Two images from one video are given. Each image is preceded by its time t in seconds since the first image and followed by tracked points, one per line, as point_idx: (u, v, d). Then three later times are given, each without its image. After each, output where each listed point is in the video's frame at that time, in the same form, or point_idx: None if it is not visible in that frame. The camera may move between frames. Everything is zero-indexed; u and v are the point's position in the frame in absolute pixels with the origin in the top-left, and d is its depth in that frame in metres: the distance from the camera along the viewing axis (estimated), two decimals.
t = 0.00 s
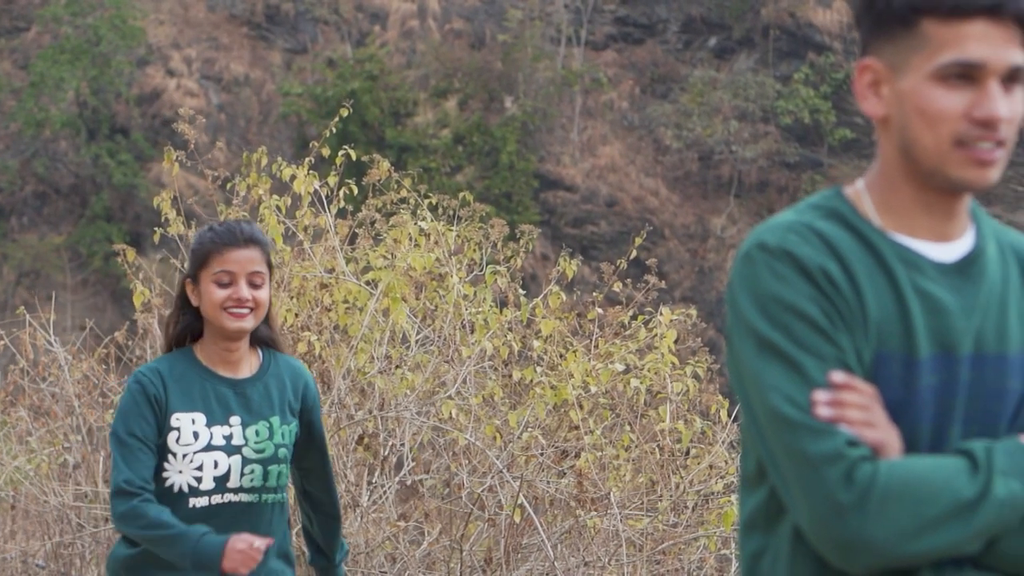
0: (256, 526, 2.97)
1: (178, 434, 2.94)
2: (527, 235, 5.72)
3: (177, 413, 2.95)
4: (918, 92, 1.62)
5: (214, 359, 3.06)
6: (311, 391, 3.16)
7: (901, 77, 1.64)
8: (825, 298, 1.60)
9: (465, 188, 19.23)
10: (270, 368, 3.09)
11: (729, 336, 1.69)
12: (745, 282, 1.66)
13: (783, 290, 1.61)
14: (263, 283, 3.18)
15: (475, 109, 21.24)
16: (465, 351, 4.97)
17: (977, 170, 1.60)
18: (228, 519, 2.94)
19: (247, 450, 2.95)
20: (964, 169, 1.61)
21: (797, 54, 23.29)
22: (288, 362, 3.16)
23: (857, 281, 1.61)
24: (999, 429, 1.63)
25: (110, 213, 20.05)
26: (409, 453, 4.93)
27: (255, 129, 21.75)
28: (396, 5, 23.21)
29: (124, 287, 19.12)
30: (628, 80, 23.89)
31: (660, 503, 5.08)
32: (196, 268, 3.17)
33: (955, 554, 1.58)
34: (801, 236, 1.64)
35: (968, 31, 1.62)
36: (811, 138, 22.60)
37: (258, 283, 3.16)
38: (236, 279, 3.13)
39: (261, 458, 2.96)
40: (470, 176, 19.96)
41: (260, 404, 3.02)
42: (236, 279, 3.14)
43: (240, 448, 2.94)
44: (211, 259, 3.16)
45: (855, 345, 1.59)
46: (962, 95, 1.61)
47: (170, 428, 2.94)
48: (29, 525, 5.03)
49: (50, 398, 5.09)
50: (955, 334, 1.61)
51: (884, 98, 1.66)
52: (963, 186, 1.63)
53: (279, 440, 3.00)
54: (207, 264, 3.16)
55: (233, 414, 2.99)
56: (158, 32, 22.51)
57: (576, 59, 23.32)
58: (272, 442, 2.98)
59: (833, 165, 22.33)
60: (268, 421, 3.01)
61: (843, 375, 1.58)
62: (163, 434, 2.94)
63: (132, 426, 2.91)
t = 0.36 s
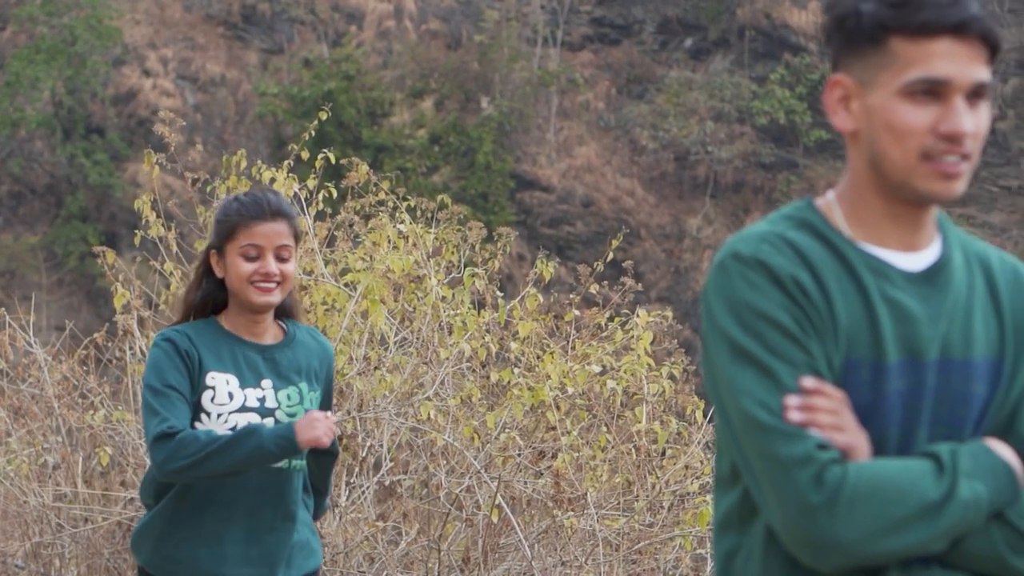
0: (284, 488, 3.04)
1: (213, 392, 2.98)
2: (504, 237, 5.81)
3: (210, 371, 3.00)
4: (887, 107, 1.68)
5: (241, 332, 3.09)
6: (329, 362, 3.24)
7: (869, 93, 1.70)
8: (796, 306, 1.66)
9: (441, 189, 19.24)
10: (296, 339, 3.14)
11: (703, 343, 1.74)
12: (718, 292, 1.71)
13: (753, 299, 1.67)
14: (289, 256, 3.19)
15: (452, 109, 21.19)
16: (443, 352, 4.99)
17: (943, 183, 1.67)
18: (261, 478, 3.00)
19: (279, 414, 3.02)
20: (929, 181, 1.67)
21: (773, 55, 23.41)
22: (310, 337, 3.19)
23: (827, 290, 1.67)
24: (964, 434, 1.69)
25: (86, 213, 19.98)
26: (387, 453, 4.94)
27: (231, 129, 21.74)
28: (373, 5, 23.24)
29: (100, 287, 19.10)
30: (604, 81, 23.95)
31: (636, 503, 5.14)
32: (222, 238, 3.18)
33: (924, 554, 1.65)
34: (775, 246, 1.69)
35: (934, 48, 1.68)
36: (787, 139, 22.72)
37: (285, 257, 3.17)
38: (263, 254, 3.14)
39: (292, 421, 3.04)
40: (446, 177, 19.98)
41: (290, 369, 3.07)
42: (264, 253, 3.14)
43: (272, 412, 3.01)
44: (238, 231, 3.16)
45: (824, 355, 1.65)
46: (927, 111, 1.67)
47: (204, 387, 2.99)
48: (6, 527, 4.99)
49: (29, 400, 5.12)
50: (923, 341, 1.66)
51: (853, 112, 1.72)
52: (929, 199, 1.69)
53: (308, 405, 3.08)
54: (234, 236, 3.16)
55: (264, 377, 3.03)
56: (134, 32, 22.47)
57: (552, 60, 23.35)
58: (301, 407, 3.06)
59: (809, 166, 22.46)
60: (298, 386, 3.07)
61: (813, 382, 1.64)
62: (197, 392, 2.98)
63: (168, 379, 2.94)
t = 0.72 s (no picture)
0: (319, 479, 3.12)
1: (246, 382, 3.07)
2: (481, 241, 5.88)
3: (242, 362, 3.08)
4: (854, 122, 1.81)
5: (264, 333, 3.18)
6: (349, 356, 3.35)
7: (838, 108, 1.83)
8: (768, 314, 1.78)
9: (418, 190, 19.26)
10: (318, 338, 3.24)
11: (676, 352, 1.86)
12: (692, 301, 1.83)
13: (725, 309, 1.79)
14: (314, 256, 3.27)
15: (428, 110, 21.14)
16: (421, 355, 5.05)
17: (909, 196, 1.80)
18: (295, 468, 3.06)
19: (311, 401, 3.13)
20: (896, 194, 1.80)
21: (749, 56, 23.43)
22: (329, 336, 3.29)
23: (796, 303, 1.79)
24: (928, 438, 1.82)
25: (61, 213, 19.93)
26: (365, 454, 4.97)
27: (207, 129, 21.72)
28: (350, 5, 23.23)
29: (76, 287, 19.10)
30: (579, 82, 24.01)
31: (612, 504, 5.23)
32: (248, 237, 3.24)
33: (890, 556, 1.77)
34: (746, 258, 1.81)
35: (900, 65, 1.81)
36: (761, 140, 22.70)
37: (310, 258, 3.25)
38: (289, 255, 3.21)
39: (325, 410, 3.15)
40: (422, 177, 19.95)
41: (318, 358, 3.19)
42: (289, 254, 3.22)
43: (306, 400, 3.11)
44: (264, 231, 3.23)
45: (789, 366, 1.77)
46: (894, 126, 1.80)
47: (237, 377, 3.07)
48: None
49: (8, 403, 5.38)
50: (889, 348, 1.79)
51: (823, 126, 1.85)
52: (895, 212, 1.82)
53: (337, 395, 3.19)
54: (260, 236, 3.23)
55: (295, 365, 3.14)
56: (109, 32, 22.40)
57: (528, 61, 23.38)
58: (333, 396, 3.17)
59: (784, 167, 22.56)
60: (327, 375, 3.19)
61: (782, 390, 1.76)
62: (230, 383, 3.07)
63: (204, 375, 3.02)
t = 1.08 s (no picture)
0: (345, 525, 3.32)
1: (267, 431, 3.23)
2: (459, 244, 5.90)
3: (263, 411, 3.26)
4: (822, 135, 2.08)
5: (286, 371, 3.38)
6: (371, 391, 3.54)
7: (806, 122, 2.10)
8: (738, 323, 2.05)
9: (395, 191, 19.26)
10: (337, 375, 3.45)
11: (654, 361, 2.14)
12: (666, 310, 2.11)
13: (694, 319, 2.06)
14: (335, 289, 3.48)
15: (403, 110, 21.06)
16: (398, 357, 5.15)
17: (875, 208, 2.06)
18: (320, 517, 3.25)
19: (336, 446, 3.29)
20: (862, 206, 2.06)
21: (724, 56, 23.40)
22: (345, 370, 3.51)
23: (762, 317, 2.06)
24: (893, 441, 2.09)
25: (36, 213, 19.80)
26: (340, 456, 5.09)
27: (182, 129, 21.68)
28: (324, 5, 23.24)
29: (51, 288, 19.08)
30: (555, 83, 24.09)
31: (588, 505, 5.47)
32: (269, 274, 3.45)
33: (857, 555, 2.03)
34: (714, 272, 2.08)
35: (866, 82, 2.08)
36: (737, 140, 22.72)
37: (330, 293, 3.45)
38: (308, 292, 3.42)
39: (350, 454, 3.31)
40: (398, 177, 19.88)
41: (339, 400, 3.37)
42: (310, 289, 3.42)
43: (329, 444, 3.27)
44: (285, 267, 3.44)
45: (754, 373, 2.03)
46: (861, 140, 2.06)
47: (257, 426, 3.24)
48: None
49: None
50: (855, 356, 2.05)
51: (791, 140, 2.12)
52: (862, 222, 2.08)
53: (361, 438, 3.35)
54: (281, 272, 3.44)
55: (316, 411, 3.30)
56: (84, 32, 22.31)
57: (504, 62, 23.39)
58: (356, 439, 3.33)
59: (760, 168, 22.69)
60: (349, 419, 3.35)
61: (747, 390, 2.02)
62: (250, 433, 3.24)
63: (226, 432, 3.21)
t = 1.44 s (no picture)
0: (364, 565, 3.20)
1: (284, 471, 3.13)
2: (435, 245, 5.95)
3: (279, 451, 3.16)
4: (791, 147, 2.14)
5: (307, 394, 3.30)
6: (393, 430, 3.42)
7: (775, 135, 2.16)
8: (708, 329, 2.11)
9: (370, 191, 19.23)
10: (352, 403, 3.37)
11: (627, 364, 2.20)
12: (638, 315, 2.17)
13: (665, 324, 2.13)
14: (354, 311, 3.45)
15: (379, 111, 21.05)
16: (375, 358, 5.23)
17: (841, 216, 2.13)
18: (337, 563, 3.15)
19: (352, 488, 3.18)
20: (830, 215, 2.13)
21: (699, 56, 23.45)
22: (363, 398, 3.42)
23: (731, 323, 2.12)
24: (859, 443, 2.16)
25: (10, 214, 19.73)
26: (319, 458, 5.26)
27: (157, 130, 21.63)
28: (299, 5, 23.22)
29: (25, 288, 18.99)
30: (531, 83, 24.11)
31: (564, 505, 5.50)
32: (288, 299, 3.42)
33: (822, 554, 2.09)
34: (686, 277, 2.15)
35: (833, 95, 2.14)
36: (712, 140, 22.83)
37: (351, 312, 3.42)
38: (329, 311, 3.39)
39: (366, 495, 3.20)
40: (374, 178, 19.84)
41: (355, 437, 3.27)
42: (330, 309, 3.39)
43: (345, 485, 3.17)
44: (303, 290, 3.41)
45: (723, 378, 2.09)
46: (828, 151, 2.13)
47: (273, 466, 3.14)
48: None
49: None
50: (822, 360, 2.12)
51: (761, 151, 2.18)
52: (830, 231, 2.15)
53: (378, 478, 3.24)
54: (300, 296, 3.41)
55: (332, 451, 3.20)
56: (58, 32, 22.24)
57: (479, 61, 23.39)
58: (373, 479, 3.22)
59: (735, 168, 22.82)
60: (367, 459, 3.24)
61: (716, 394, 2.08)
62: (265, 473, 3.14)
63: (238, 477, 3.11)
